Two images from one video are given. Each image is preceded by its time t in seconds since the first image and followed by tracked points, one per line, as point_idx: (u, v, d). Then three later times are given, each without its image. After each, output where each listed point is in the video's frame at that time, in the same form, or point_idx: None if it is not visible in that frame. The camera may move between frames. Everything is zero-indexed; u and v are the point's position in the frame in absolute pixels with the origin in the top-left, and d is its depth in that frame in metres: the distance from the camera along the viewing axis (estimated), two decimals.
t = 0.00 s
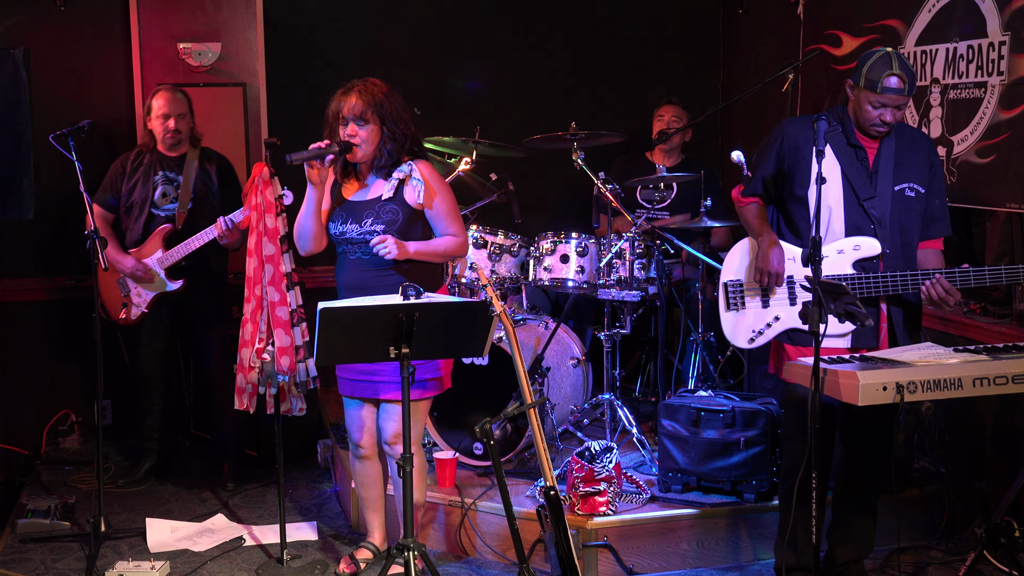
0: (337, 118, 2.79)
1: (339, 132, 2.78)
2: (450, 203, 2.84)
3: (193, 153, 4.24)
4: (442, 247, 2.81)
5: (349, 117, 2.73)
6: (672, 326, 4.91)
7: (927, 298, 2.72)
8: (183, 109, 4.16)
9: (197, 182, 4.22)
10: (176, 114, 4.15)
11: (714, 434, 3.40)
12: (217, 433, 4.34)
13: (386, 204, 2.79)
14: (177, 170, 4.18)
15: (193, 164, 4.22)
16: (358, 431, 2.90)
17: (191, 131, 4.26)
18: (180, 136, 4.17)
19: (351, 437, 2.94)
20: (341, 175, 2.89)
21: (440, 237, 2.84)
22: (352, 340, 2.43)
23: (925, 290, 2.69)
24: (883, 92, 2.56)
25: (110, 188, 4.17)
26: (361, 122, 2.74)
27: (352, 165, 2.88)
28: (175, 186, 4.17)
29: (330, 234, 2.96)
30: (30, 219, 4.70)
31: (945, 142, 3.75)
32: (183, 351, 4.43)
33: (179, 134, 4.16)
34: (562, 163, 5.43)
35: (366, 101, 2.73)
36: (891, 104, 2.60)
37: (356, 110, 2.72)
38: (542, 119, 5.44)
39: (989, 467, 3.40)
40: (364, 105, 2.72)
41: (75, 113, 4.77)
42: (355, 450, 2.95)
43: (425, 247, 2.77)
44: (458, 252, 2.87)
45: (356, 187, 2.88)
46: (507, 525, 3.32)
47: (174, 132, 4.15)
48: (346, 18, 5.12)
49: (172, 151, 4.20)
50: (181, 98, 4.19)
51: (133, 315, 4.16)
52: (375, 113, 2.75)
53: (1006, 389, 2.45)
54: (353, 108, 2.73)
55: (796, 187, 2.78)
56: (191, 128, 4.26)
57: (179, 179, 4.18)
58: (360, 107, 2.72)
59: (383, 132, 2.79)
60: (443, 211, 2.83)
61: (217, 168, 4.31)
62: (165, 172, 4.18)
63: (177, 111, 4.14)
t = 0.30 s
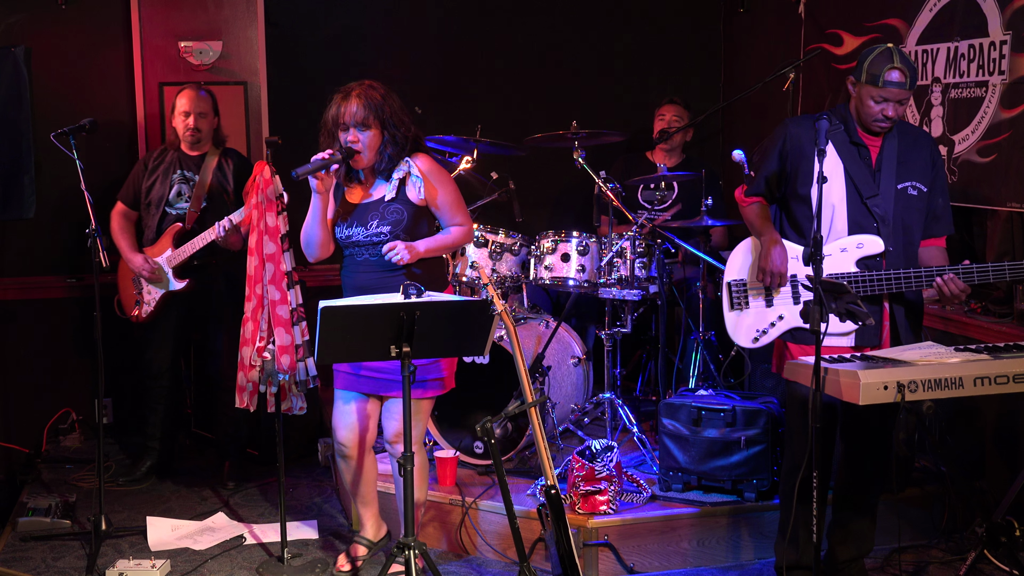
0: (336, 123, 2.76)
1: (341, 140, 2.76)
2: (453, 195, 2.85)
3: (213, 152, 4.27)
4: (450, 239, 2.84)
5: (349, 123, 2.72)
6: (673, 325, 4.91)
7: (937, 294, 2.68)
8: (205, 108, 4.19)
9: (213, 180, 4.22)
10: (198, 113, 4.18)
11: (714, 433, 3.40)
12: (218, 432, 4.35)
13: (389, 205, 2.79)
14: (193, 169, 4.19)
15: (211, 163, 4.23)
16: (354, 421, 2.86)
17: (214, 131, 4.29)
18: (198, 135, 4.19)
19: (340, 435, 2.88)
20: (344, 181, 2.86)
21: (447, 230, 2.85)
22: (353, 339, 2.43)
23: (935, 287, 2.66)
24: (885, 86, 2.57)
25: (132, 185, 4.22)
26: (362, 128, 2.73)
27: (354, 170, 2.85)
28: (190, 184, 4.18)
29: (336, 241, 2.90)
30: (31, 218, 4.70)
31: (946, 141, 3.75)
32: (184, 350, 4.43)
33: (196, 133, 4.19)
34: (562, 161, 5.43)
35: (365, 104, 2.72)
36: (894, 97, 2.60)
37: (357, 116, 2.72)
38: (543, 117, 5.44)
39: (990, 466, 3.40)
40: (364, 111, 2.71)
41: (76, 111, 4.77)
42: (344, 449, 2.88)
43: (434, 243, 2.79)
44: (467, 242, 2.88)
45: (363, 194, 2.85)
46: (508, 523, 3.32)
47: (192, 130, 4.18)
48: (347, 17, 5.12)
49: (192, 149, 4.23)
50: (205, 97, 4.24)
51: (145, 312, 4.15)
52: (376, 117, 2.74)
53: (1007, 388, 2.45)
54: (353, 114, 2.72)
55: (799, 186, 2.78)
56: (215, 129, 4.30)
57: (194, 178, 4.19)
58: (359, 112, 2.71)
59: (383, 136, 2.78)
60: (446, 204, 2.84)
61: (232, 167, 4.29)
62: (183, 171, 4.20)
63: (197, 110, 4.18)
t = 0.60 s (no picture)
0: (327, 123, 2.75)
1: (331, 139, 2.75)
2: (448, 200, 2.84)
3: (226, 150, 4.24)
4: (441, 245, 2.82)
5: (339, 121, 2.71)
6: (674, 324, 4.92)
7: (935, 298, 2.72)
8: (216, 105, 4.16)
9: (223, 177, 4.19)
10: (207, 109, 4.15)
11: (715, 432, 3.40)
12: (218, 430, 4.35)
13: (387, 207, 2.79)
14: (203, 166, 4.19)
15: (222, 159, 4.21)
16: (355, 421, 2.82)
17: (226, 129, 4.27)
18: (209, 131, 4.18)
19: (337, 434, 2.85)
20: (339, 181, 2.85)
21: (440, 236, 2.84)
22: (353, 336, 2.42)
23: (933, 291, 2.68)
24: (892, 95, 2.57)
25: (148, 181, 4.25)
26: (352, 127, 2.71)
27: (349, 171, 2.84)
28: (200, 181, 4.18)
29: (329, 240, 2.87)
30: (31, 216, 4.70)
31: (947, 141, 3.75)
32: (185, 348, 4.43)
33: (207, 130, 4.17)
34: (563, 160, 5.43)
35: (355, 103, 2.70)
36: (898, 106, 2.60)
37: (346, 114, 2.70)
38: (544, 116, 5.43)
39: (990, 466, 3.40)
40: (353, 107, 2.70)
41: (76, 109, 4.77)
42: (340, 449, 2.85)
43: (427, 246, 2.78)
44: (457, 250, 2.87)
45: (357, 195, 2.84)
46: (508, 522, 3.32)
47: (202, 127, 4.16)
48: (348, 16, 5.12)
49: (205, 146, 4.23)
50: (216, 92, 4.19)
51: (148, 307, 4.17)
52: (365, 114, 2.72)
53: (1007, 387, 2.45)
54: (342, 111, 2.70)
55: (800, 188, 2.77)
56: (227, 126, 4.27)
57: (203, 175, 4.18)
58: (348, 109, 2.70)
59: (375, 133, 2.76)
60: (441, 209, 2.84)
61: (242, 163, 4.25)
62: (192, 167, 4.20)
63: (207, 107, 4.14)
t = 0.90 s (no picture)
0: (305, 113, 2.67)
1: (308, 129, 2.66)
2: (433, 199, 2.79)
3: (219, 150, 4.24)
4: (427, 244, 2.77)
5: (315, 112, 2.63)
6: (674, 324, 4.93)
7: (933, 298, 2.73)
8: (208, 107, 4.14)
9: (215, 177, 4.19)
10: (198, 112, 4.13)
11: (715, 431, 3.40)
12: (218, 429, 4.35)
13: (373, 206, 2.73)
14: (195, 167, 4.19)
15: (213, 160, 4.19)
16: (346, 423, 2.79)
17: (218, 130, 4.25)
18: (200, 133, 4.17)
19: (328, 438, 2.82)
20: (318, 171, 2.84)
21: (426, 235, 2.79)
22: (352, 336, 2.42)
23: (930, 292, 2.69)
24: (891, 91, 2.57)
25: (140, 184, 4.23)
26: (327, 116, 2.63)
27: (327, 160, 2.82)
28: (191, 181, 4.18)
29: (304, 234, 2.84)
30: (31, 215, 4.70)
31: (947, 140, 3.75)
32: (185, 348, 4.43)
33: (197, 132, 4.15)
34: (563, 159, 5.44)
35: (332, 95, 2.62)
36: (898, 103, 2.60)
37: (322, 105, 2.62)
38: (544, 115, 5.44)
39: (990, 465, 3.40)
40: (329, 99, 2.62)
41: (76, 109, 4.77)
42: (333, 452, 2.83)
43: (413, 246, 2.73)
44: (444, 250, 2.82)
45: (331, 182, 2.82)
46: (508, 522, 3.32)
47: (193, 129, 4.15)
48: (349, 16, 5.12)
49: (197, 147, 4.22)
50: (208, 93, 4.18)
51: (144, 308, 4.13)
52: (342, 107, 2.64)
53: (1007, 387, 2.45)
54: (318, 102, 2.62)
55: (800, 188, 2.78)
56: (218, 127, 4.26)
57: (194, 176, 4.18)
58: (323, 100, 2.61)
59: (352, 126, 2.68)
60: (427, 208, 2.79)
61: (233, 164, 4.24)
62: (185, 168, 4.20)
63: (199, 109, 4.13)
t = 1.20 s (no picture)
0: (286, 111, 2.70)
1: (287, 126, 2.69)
2: (415, 196, 2.79)
3: (197, 149, 4.20)
4: (411, 242, 2.76)
5: (294, 109, 2.66)
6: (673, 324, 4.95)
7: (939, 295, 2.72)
8: (187, 105, 4.09)
9: (196, 176, 4.17)
10: (179, 110, 4.09)
11: (714, 431, 3.40)
12: (218, 429, 4.34)
13: (358, 207, 2.73)
14: (176, 166, 4.17)
15: (194, 160, 4.17)
16: (337, 426, 2.78)
17: (196, 128, 4.21)
18: (180, 132, 4.13)
19: (320, 442, 2.82)
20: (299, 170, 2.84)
21: (410, 233, 2.79)
22: (351, 335, 2.42)
23: (939, 288, 2.68)
24: (889, 90, 2.58)
25: (119, 184, 4.24)
26: (306, 113, 2.65)
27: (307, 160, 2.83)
28: (173, 181, 4.17)
29: (283, 234, 2.78)
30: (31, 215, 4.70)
31: (946, 139, 3.75)
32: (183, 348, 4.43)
33: (178, 131, 4.12)
34: (562, 159, 5.44)
35: (311, 92, 2.64)
36: (897, 101, 2.60)
37: (299, 102, 2.64)
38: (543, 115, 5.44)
39: (989, 464, 3.41)
40: (308, 96, 2.64)
41: (75, 109, 4.77)
42: (326, 455, 2.83)
43: (399, 244, 2.72)
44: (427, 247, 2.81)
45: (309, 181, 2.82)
46: (507, 521, 3.33)
47: (174, 128, 4.11)
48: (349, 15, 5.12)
49: (175, 146, 4.20)
50: (188, 92, 4.14)
51: (130, 308, 4.13)
52: (321, 105, 2.65)
53: (1006, 386, 2.45)
54: (297, 99, 2.64)
55: (799, 187, 2.78)
56: (197, 125, 4.21)
57: (176, 175, 4.17)
58: (301, 96, 2.64)
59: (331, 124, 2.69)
60: (410, 206, 2.78)
61: (215, 162, 4.21)
62: (166, 168, 4.19)
63: (179, 108, 4.08)
